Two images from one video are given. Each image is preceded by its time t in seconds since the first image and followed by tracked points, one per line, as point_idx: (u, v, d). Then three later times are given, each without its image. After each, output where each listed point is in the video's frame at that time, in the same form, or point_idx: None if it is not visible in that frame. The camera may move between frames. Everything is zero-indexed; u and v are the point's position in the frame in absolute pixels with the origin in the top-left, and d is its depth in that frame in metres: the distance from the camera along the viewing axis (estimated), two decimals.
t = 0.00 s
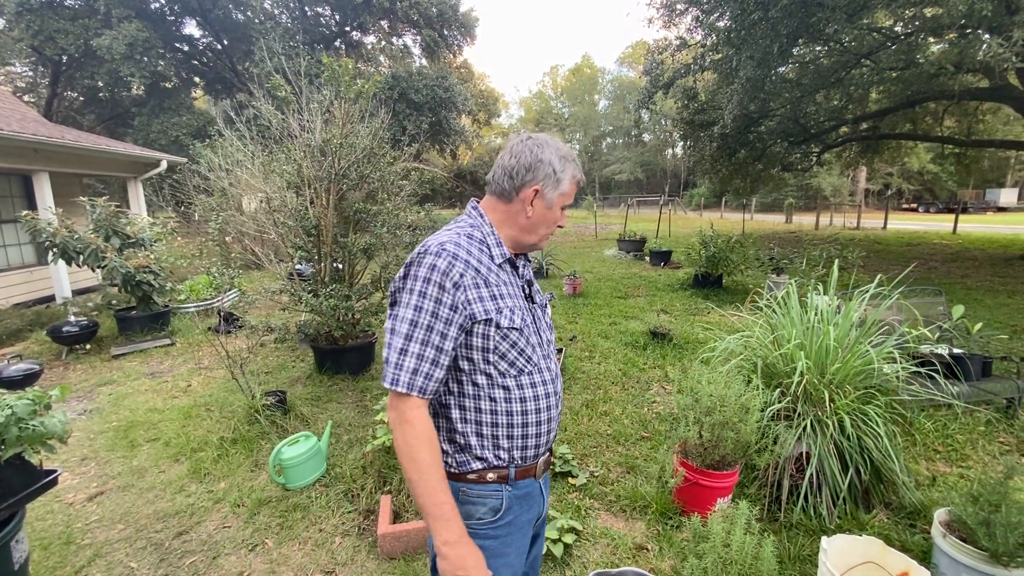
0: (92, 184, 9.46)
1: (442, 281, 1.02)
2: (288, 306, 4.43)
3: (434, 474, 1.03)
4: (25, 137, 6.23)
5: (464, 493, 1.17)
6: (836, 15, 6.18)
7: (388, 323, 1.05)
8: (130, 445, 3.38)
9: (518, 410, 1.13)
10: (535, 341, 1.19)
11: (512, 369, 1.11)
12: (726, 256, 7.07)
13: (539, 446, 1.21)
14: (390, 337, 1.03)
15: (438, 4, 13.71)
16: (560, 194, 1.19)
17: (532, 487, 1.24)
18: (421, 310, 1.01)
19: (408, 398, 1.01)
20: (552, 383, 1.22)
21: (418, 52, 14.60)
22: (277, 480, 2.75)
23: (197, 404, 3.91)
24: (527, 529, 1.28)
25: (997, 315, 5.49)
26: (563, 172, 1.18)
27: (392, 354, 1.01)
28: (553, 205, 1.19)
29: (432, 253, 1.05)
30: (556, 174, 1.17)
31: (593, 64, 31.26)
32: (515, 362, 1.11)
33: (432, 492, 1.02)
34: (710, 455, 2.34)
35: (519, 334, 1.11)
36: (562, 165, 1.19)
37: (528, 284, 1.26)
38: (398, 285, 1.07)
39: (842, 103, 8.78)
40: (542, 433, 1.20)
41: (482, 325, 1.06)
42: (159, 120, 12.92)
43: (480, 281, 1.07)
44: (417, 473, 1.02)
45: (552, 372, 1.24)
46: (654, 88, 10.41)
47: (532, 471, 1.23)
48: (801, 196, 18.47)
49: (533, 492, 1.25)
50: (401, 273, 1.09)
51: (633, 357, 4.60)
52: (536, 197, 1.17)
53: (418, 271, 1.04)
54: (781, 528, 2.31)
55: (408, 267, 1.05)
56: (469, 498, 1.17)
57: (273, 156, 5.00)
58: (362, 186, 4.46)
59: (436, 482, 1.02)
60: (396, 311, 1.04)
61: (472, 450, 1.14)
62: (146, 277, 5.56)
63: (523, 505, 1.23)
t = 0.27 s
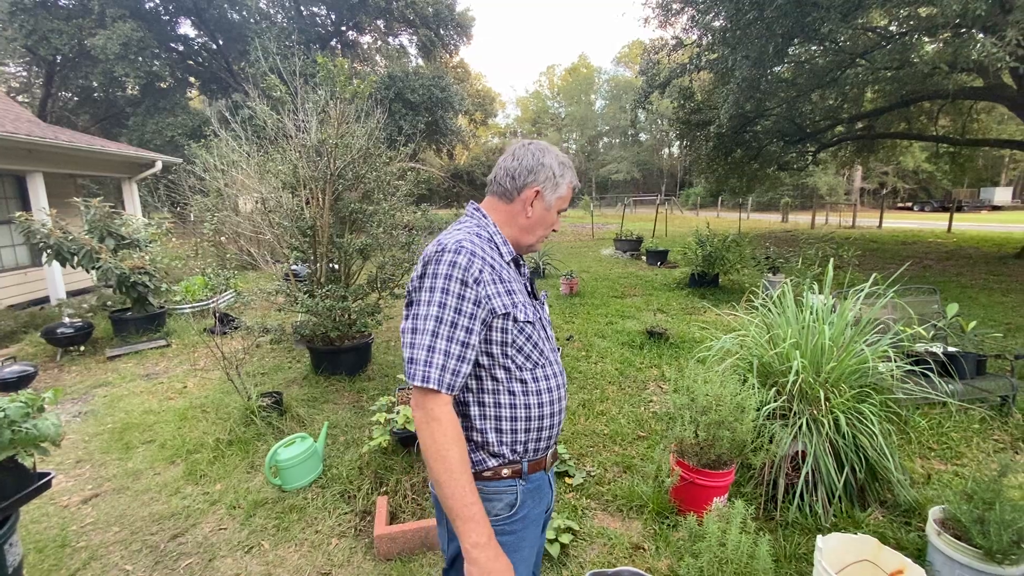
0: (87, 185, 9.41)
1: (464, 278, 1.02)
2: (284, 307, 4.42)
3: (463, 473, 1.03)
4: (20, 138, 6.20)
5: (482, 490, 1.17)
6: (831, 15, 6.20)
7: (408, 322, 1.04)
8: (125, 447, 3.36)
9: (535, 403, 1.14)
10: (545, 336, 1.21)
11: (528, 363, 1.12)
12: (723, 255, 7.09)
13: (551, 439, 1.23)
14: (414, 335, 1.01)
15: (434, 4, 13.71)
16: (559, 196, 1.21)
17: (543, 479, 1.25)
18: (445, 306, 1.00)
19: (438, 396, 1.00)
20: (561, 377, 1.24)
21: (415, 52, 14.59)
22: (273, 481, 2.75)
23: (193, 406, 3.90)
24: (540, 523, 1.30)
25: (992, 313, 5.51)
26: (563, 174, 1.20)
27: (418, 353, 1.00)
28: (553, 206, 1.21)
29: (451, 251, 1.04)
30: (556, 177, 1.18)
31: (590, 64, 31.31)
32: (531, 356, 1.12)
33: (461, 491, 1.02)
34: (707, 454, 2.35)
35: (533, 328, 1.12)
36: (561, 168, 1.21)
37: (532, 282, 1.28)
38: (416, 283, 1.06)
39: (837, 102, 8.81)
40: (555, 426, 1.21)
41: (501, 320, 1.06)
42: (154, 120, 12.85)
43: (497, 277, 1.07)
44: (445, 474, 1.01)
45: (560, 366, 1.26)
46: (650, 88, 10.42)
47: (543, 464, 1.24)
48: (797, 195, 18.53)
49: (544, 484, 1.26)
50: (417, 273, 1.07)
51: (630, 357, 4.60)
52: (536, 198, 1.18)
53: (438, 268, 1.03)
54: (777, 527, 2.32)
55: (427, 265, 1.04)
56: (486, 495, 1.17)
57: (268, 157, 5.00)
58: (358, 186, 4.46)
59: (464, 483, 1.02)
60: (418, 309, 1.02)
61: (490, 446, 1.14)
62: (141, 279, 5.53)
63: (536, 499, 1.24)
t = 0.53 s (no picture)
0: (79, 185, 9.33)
1: (468, 277, 1.02)
2: (279, 306, 4.40)
3: (464, 473, 1.02)
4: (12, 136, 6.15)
5: (484, 486, 1.16)
6: (825, 13, 6.22)
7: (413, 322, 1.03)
8: (120, 448, 3.34)
9: (537, 401, 1.14)
10: (547, 333, 1.21)
11: (531, 361, 1.12)
12: (718, 253, 7.11)
13: (553, 435, 1.22)
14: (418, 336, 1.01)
15: (429, 3, 13.68)
16: (560, 197, 1.21)
17: (545, 474, 1.25)
18: (450, 306, 1.00)
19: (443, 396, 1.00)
20: (564, 373, 1.24)
21: (410, 50, 14.55)
22: (268, 482, 2.74)
23: (187, 406, 3.88)
24: (542, 518, 1.29)
25: (985, 310, 5.55)
26: (564, 175, 1.20)
27: (423, 352, 0.99)
28: (554, 206, 1.21)
29: (455, 250, 1.04)
30: (558, 177, 1.18)
31: (585, 62, 31.33)
32: (534, 354, 1.12)
33: (460, 492, 1.02)
34: (702, 451, 2.35)
35: (536, 327, 1.12)
36: (563, 168, 1.20)
37: (534, 279, 1.27)
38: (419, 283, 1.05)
39: (832, 100, 8.84)
40: (557, 423, 1.21)
41: (504, 319, 1.06)
42: (147, 119, 12.77)
43: (500, 276, 1.07)
44: (447, 471, 1.01)
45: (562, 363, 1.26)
46: (646, 86, 10.41)
47: (545, 460, 1.24)
48: (792, 193, 18.60)
49: (546, 479, 1.26)
50: (419, 272, 1.07)
51: (626, 355, 4.61)
52: (540, 198, 1.18)
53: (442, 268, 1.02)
54: (772, 524, 2.32)
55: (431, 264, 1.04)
56: (489, 491, 1.17)
57: (263, 156, 4.97)
58: (354, 185, 4.44)
59: (465, 482, 1.02)
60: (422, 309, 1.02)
61: (492, 443, 1.13)
62: (135, 279, 5.49)
63: (538, 494, 1.23)
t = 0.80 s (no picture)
0: (70, 183, 9.24)
1: (464, 277, 1.01)
2: (273, 305, 4.38)
3: (456, 473, 1.02)
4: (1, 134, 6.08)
5: (481, 483, 1.16)
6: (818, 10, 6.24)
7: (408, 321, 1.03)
8: (113, 448, 3.32)
9: (533, 400, 1.14)
10: (543, 332, 1.20)
11: (527, 360, 1.12)
12: (713, 249, 7.13)
13: (549, 432, 1.22)
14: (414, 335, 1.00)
15: None
16: (557, 194, 1.20)
17: (541, 471, 1.25)
18: (445, 306, 0.99)
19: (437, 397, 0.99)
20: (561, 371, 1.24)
21: (404, 47, 14.49)
22: (263, 481, 2.73)
23: (181, 406, 3.85)
24: (538, 513, 1.30)
25: (976, 305, 5.60)
26: (560, 173, 1.19)
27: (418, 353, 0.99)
28: (551, 204, 1.20)
29: (451, 250, 1.03)
30: (556, 175, 1.17)
31: (580, 59, 31.29)
32: (530, 353, 1.12)
33: (451, 492, 1.01)
34: (697, 448, 2.36)
35: (532, 326, 1.12)
36: (559, 166, 1.19)
37: (531, 277, 1.27)
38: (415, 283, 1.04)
39: (825, 97, 8.88)
40: (553, 421, 1.21)
41: (501, 318, 1.05)
42: (139, 116, 12.66)
43: (497, 275, 1.06)
44: (439, 471, 1.01)
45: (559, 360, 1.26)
46: (640, 83, 10.41)
47: (541, 457, 1.24)
48: (787, 189, 18.66)
49: (542, 476, 1.26)
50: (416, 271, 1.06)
51: (621, 352, 4.62)
52: (538, 195, 1.18)
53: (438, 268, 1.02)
54: (766, 519, 2.34)
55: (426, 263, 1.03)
56: (485, 487, 1.16)
57: (255, 153, 4.94)
58: (347, 182, 4.42)
59: (456, 482, 1.02)
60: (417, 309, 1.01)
61: (488, 441, 1.13)
62: (127, 278, 5.45)
63: (533, 491, 1.24)
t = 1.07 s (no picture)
0: (56, 179, 9.11)
1: (453, 275, 1.01)
2: (265, 302, 4.35)
3: (449, 469, 1.02)
4: None
5: (474, 479, 1.17)
6: (810, 4, 6.25)
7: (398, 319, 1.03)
8: (104, 447, 3.29)
9: (526, 394, 1.14)
10: (535, 328, 1.20)
11: (519, 356, 1.12)
12: (705, 244, 7.16)
13: (543, 427, 1.23)
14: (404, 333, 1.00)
15: None
16: (547, 186, 1.19)
17: (535, 466, 1.26)
18: (435, 304, 0.99)
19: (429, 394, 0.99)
20: (553, 366, 1.24)
21: (395, 41, 14.36)
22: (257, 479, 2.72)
23: (173, 404, 3.83)
24: (532, 507, 1.30)
25: (964, 297, 5.67)
26: (549, 164, 1.18)
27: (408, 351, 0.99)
28: (540, 196, 1.19)
29: (440, 246, 1.03)
30: (544, 166, 1.16)
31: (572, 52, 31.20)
32: (522, 349, 1.12)
33: (444, 488, 1.02)
34: (690, 441, 2.38)
35: (524, 321, 1.12)
36: (547, 157, 1.18)
37: (523, 272, 1.27)
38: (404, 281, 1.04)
39: (816, 91, 8.92)
40: (547, 415, 1.22)
41: (491, 315, 1.05)
42: (126, 111, 12.48)
43: (487, 271, 1.06)
44: (432, 468, 1.01)
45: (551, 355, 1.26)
46: (632, 77, 10.39)
47: (535, 452, 1.25)
48: (778, 183, 18.76)
49: (537, 471, 1.26)
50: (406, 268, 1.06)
51: (615, 346, 4.64)
52: (527, 188, 1.16)
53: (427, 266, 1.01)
54: (758, 510, 2.36)
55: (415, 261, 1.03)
56: (479, 482, 1.17)
57: (245, 149, 4.89)
58: (339, 178, 4.39)
59: (449, 479, 1.02)
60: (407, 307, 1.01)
61: (482, 437, 1.14)
62: (116, 275, 5.38)
63: (528, 485, 1.24)
